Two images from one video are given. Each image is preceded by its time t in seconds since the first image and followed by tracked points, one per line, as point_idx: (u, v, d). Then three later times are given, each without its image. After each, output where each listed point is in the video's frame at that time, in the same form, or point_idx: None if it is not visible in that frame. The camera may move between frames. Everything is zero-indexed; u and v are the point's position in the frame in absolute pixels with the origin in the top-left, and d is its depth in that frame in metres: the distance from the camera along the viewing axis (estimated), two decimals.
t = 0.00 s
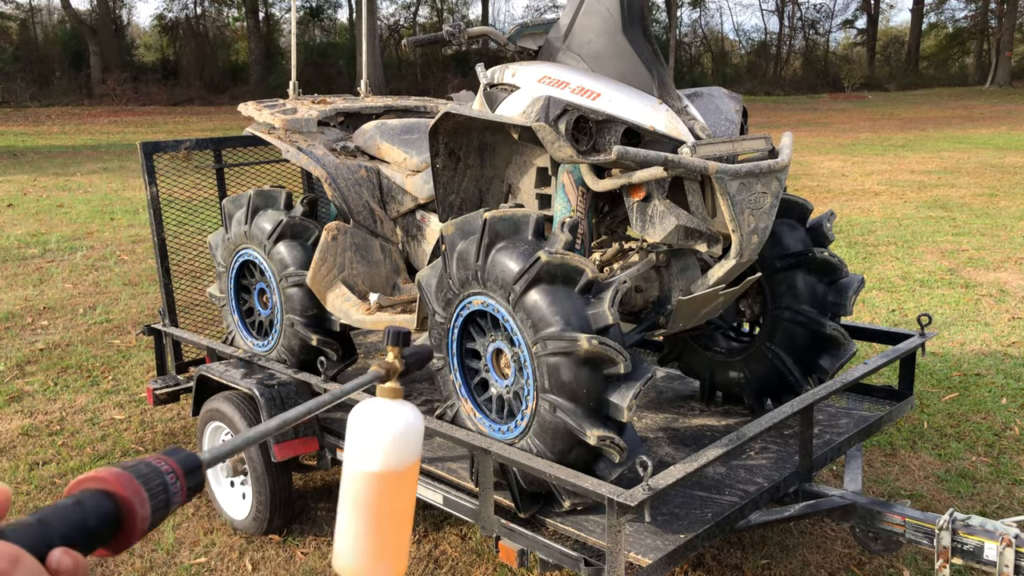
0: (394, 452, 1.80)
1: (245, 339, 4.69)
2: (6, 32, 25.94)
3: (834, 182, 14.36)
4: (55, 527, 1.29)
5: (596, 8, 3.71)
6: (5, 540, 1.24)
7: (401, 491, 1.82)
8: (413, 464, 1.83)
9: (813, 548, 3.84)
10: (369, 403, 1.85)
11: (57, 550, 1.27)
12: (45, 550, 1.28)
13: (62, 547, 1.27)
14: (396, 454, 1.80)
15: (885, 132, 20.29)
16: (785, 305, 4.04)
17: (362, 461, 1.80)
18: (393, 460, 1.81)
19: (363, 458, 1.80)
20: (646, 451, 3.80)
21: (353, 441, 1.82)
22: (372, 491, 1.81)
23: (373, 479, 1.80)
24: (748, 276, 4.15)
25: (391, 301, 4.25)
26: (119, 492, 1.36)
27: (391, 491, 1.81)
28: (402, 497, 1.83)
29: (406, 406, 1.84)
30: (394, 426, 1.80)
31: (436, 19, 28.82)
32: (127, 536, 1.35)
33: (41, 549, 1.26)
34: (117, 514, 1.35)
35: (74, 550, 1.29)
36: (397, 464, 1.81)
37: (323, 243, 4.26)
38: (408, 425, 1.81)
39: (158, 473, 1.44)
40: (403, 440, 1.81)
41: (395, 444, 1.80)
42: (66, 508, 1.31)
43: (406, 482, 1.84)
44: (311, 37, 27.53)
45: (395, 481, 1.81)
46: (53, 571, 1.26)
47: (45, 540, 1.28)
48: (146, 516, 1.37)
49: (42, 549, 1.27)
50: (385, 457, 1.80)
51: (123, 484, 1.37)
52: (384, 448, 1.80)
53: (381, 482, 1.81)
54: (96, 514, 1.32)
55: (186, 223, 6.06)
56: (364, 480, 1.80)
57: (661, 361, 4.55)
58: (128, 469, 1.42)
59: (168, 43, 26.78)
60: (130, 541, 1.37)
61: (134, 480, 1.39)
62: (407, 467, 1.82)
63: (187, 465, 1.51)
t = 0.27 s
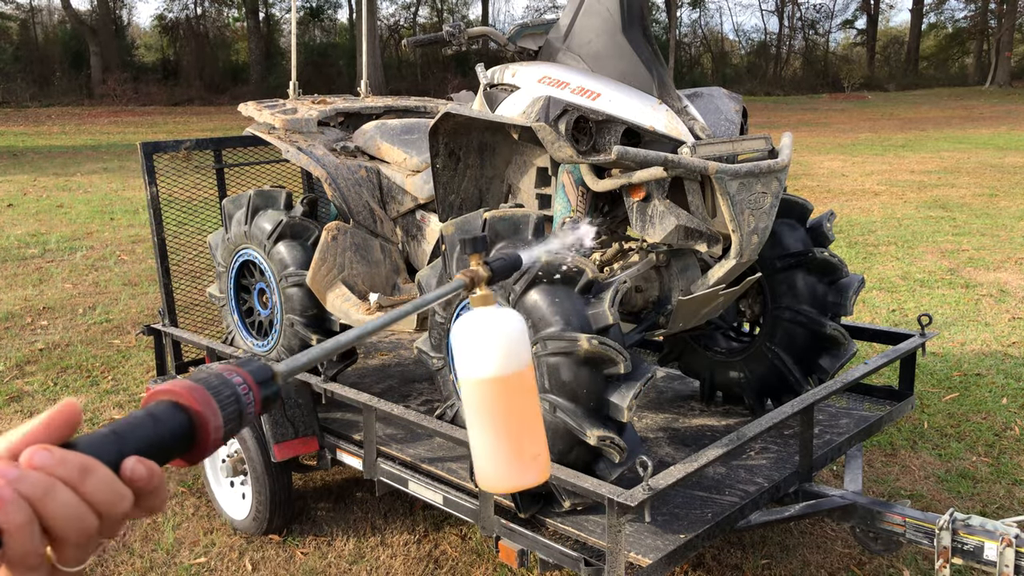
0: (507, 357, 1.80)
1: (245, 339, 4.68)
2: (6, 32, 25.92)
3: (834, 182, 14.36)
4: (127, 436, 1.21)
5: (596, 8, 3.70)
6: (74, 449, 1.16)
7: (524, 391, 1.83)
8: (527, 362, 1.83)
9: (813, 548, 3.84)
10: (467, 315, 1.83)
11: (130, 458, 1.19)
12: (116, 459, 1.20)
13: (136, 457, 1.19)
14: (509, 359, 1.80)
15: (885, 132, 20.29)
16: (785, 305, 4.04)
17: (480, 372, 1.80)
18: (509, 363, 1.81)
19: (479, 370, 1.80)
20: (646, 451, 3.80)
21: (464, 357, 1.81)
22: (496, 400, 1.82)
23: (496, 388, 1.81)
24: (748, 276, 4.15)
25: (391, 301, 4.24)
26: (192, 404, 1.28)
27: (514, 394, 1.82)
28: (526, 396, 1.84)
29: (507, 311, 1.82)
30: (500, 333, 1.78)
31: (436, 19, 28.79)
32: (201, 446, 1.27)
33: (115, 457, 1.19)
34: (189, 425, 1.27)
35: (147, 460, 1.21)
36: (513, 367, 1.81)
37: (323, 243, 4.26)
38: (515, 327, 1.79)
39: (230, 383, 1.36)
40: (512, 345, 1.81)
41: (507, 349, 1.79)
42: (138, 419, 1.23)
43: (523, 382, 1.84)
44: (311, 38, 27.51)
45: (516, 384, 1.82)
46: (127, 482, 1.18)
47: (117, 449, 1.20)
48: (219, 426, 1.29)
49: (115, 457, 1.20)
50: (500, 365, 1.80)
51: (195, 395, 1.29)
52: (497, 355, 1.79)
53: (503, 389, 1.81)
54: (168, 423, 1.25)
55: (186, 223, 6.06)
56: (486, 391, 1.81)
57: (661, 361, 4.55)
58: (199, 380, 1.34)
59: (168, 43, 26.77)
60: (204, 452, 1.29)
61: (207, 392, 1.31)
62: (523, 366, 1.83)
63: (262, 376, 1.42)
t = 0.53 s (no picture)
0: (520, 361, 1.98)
1: (245, 339, 4.68)
2: (6, 32, 25.90)
3: (834, 182, 14.35)
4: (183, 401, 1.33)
5: (596, 8, 3.70)
6: (140, 408, 1.27)
7: (535, 394, 2.02)
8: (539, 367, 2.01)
9: (813, 548, 3.84)
10: (482, 320, 2.01)
11: (188, 421, 1.31)
12: (174, 420, 1.31)
13: (193, 420, 1.31)
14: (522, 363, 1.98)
15: (885, 132, 20.28)
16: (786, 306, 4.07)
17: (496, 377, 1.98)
18: (521, 367, 1.99)
19: (494, 373, 1.99)
20: (646, 451, 3.80)
21: (480, 363, 1.99)
22: (511, 403, 2.00)
23: (509, 391, 1.99)
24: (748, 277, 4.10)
25: (391, 301, 4.24)
26: (241, 376, 1.40)
27: (526, 396, 2.00)
28: (537, 398, 2.02)
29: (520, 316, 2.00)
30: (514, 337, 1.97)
31: (436, 19, 28.77)
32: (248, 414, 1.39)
33: (174, 419, 1.30)
34: (236, 394, 1.39)
35: (201, 424, 1.33)
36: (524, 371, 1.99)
37: (323, 243, 4.25)
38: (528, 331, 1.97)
39: (273, 358, 1.47)
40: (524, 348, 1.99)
41: (519, 353, 1.98)
42: (193, 387, 1.34)
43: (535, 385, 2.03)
44: (311, 37, 27.50)
45: (529, 386, 2.00)
46: (184, 443, 1.29)
47: (176, 411, 1.31)
48: (265, 397, 1.40)
49: (174, 419, 1.30)
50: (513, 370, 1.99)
51: (244, 368, 1.41)
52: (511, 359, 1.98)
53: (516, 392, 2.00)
54: (218, 393, 1.36)
55: (186, 223, 6.06)
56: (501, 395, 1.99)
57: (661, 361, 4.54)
58: (247, 354, 1.45)
59: (168, 43, 26.76)
60: (248, 421, 1.40)
61: (254, 365, 1.43)
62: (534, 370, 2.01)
63: (301, 353, 1.53)
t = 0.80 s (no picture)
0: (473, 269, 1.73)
1: (245, 339, 4.69)
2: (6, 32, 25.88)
3: (834, 182, 14.35)
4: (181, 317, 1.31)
5: (596, 8, 3.70)
6: (142, 327, 1.26)
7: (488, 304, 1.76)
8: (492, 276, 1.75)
9: (813, 548, 3.84)
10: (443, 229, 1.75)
11: (186, 336, 1.29)
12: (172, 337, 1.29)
13: (190, 335, 1.29)
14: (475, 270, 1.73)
15: (885, 132, 20.28)
16: (786, 305, 4.04)
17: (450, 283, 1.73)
18: (473, 277, 1.73)
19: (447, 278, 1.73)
20: (646, 451, 3.80)
21: (433, 267, 1.74)
22: (461, 313, 1.75)
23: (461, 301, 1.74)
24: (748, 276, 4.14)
25: (391, 301, 4.24)
26: (230, 292, 1.35)
27: (478, 307, 1.75)
28: (490, 311, 1.77)
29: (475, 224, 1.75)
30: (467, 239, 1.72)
31: (435, 19, 28.76)
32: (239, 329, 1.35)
33: (172, 334, 1.27)
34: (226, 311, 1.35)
35: (199, 339, 1.31)
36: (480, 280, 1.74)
37: (322, 243, 4.26)
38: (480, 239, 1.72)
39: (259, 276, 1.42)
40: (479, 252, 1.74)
41: (470, 262, 1.72)
42: (188, 300, 1.31)
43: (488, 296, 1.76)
44: (311, 38, 27.48)
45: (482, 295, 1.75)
46: (184, 357, 1.28)
47: (174, 328, 1.28)
48: (254, 315, 1.36)
49: (171, 334, 1.28)
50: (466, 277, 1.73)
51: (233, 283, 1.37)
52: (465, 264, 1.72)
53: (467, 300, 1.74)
54: (212, 309, 1.33)
55: (186, 223, 6.06)
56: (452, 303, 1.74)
57: (661, 362, 4.54)
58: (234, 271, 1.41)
59: (168, 43, 26.77)
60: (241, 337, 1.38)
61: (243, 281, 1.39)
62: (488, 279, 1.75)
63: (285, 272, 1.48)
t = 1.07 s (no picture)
0: (366, 160, 2.51)
1: (245, 339, 4.70)
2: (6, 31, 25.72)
3: (834, 182, 14.35)
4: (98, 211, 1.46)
5: (596, 9, 3.70)
6: (72, 218, 1.39)
7: (383, 189, 2.56)
8: (388, 171, 2.56)
9: (813, 548, 3.84)
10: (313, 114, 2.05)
11: (109, 226, 1.42)
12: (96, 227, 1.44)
13: (112, 225, 1.43)
14: (370, 163, 2.52)
15: (885, 132, 20.28)
16: (785, 305, 4.04)
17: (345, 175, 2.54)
18: (366, 167, 2.52)
19: (343, 170, 2.54)
20: (646, 452, 3.80)
21: (333, 164, 2.55)
22: (359, 196, 2.55)
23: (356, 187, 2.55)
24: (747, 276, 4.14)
25: (391, 301, 4.26)
26: (142, 186, 1.50)
27: (373, 189, 2.55)
28: (385, 193, 2.56)
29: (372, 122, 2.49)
30: (358, 132, 2.48)
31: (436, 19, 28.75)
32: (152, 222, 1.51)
33: (97, 224, 1.41)
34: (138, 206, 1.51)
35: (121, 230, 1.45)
36: (372, 170, 2.53)
37: (323, 243, 4.26)
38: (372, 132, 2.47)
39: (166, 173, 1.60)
40: (370, 145, 2.49)
41: (363, 152, 2.50)
42: (106, 199, 1.46)
43: (387, 185, 2.57)
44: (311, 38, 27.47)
45: (376, 182, 2.55)
46: (111, 244, 1.42)
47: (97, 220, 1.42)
48: (166, 206, 1.52)
49: (93, 225, 1.41)
50: (360, 168, 2.53)
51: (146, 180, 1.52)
52: (358, 153, 2.50)
53: (364, 186, 2.55)
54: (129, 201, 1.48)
55: (186, 223, 6.07)
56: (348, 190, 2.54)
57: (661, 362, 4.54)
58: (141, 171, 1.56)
59: (168, 43, 26.75)
60: (155, 227, 1.53)
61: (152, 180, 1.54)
62: (382, 171, 2.55)
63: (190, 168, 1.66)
